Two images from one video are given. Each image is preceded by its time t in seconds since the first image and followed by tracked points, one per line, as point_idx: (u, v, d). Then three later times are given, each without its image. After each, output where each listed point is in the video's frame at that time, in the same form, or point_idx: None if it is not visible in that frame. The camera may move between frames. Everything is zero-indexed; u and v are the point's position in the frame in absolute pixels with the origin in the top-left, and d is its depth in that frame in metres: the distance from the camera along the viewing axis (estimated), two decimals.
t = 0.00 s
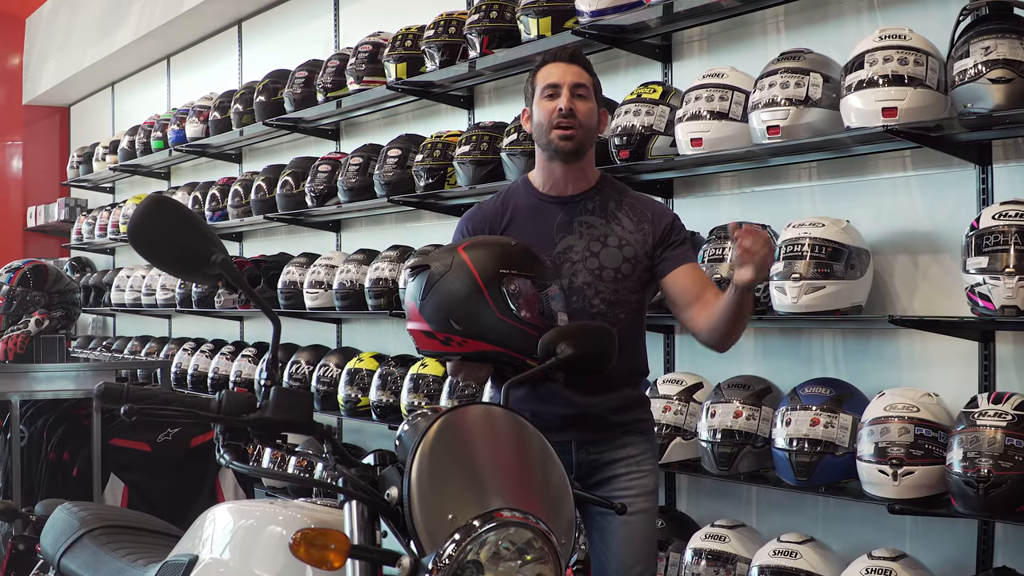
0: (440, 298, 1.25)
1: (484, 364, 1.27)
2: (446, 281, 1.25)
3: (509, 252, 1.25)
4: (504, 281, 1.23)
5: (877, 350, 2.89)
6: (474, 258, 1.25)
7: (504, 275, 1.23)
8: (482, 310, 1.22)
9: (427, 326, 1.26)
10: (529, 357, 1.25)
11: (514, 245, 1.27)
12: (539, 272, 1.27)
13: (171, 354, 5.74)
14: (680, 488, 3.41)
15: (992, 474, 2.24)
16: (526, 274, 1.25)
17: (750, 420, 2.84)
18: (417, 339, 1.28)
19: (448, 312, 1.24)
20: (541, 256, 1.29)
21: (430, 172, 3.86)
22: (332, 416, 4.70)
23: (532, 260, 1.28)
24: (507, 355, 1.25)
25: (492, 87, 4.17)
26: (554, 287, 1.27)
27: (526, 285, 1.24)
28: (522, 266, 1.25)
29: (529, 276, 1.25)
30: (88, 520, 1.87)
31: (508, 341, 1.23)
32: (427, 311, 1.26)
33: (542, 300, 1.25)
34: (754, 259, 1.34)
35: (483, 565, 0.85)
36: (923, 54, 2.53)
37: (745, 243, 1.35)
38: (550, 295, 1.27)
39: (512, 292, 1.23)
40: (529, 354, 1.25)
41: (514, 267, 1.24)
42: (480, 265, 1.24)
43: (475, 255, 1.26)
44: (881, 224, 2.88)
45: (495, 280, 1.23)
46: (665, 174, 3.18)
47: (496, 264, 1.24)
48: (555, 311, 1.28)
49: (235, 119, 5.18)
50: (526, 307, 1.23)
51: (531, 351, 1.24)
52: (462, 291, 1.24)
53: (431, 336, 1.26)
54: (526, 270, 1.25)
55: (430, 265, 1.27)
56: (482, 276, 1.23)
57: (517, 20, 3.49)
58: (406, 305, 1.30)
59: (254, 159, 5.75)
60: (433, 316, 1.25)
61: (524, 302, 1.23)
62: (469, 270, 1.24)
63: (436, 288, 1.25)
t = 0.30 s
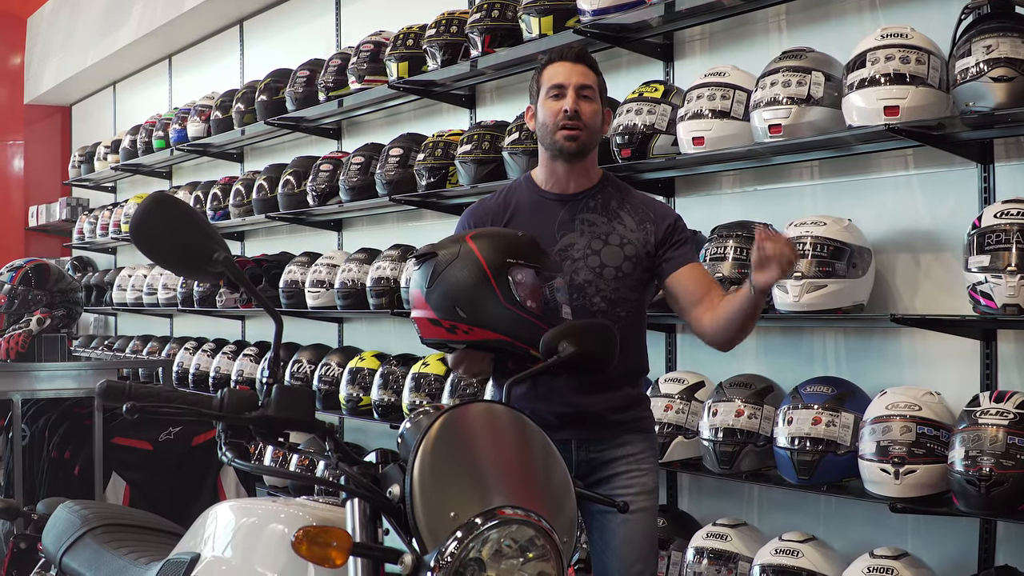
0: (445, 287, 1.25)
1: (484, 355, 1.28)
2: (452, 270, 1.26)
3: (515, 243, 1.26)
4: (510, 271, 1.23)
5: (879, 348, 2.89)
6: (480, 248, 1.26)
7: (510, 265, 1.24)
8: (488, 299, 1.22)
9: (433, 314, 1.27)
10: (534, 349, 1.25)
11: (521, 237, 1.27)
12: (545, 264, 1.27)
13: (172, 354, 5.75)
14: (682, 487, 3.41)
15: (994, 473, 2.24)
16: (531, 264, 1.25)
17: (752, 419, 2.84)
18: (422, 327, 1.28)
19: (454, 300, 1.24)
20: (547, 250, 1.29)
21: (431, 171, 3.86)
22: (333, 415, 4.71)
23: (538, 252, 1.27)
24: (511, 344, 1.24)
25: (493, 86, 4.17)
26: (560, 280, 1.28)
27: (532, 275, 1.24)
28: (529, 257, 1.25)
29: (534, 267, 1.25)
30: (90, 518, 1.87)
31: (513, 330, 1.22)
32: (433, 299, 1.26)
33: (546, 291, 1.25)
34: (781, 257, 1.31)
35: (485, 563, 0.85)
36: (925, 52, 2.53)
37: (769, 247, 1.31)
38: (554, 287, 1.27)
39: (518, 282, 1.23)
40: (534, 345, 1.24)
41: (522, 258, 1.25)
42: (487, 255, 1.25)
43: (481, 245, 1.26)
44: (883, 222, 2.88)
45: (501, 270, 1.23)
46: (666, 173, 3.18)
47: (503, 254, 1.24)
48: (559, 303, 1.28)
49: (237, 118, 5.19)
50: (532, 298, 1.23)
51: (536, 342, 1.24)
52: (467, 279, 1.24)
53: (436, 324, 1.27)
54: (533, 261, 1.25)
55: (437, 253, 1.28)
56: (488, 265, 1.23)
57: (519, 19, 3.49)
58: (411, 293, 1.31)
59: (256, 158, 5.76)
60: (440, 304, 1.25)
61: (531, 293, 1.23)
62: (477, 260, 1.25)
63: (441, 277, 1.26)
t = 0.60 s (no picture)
0: (448, 296, 1.25)
1: (487, 364, 1.28)
2: (454, 279, 1.26)
3: (517, 251, 1.26)
4: (512, 278, 1.23)
5: (880, 349, 2.89)
6: (483, 257, 1.26)
7: (513, 273, 1.24)
8: (490, 308, 1.22)
9: (436, 324, 1.26)
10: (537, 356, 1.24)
11: (521, 244, 1.28)
12: (546, 271, 1.27)
13: (173, 354, 5.75)
14: (683, 488, 3.41)
15: (994, 473, 2.24)
16: (534, 272, 1.25)
17: (752, 420, 2.83)
18: (425, 337, 1.28)
19: (457, 310, 1.24)
20: (547, 255, 1.30)
21: (432, 172, 3.86)
22: (334, 416, 4.71)
23: (539, 259, 1.28)
24: (514, 354, 1.24)
25: (494, 86, 4.16)
26: (560, 286, 1.28)
27: (534, 283, 1.24)
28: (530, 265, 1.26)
29: (535, 274, 1.26)
30: (90, 519, 1.87)
31: (516, 339, 1.22)
32: (436, 309, 1.26)
33: (548, 299, 1.26)
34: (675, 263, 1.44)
35: (485, 563, 0.85)
36: (926, 53, 2.53)
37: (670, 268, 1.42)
38: (555, 294, 1.27)
39: (521, 291, 1.23)
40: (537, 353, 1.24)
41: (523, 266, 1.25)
42: (490, 263, 1.25)
43: (484, 253, 1.26)
44: (883, 223, 2.88)
45: (503, 277, 1.23)
46: (666, 174, 3.18)
47: (505, 263, 1.25)
48: (560, 310, 1.28)
49: (237, 119, 5.19)
50: (534, 305, 1.23)
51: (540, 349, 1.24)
52: (470, 289, 1.24)
53: (439, 334, 1.26)
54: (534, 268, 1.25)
55: (440, 263, 1.28)
56: (492, 273, 1.24)
57: (519, 20, 3.49)
58: (414, 303, 1.31)
59: (256, 158, 5.76)
60: (443, 314, 1.25)
61: (532, 300, 1.23)
62: (479, 268, 1.25)
63: (444, 287, 1.26)
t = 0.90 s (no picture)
0: (437, 304, 1.26)
1: (479, 370, 1.28)
2: (444, 287, 1.26)
3: (505, 260, 1.26)
4: (500, 286, 1.23)
5: (881, 350, 2.89)
6: (472, 265, 1.26)
7: (501, 282, 1.23)
8: (478, 315, 1.22)
9: (425, 332, 1.27)
10: (526, 362, 1.25)
11: (512, 253, 1.28)
12: (535, 277, 1.26)
13: (174, 355, 5.75)
14: (684, 488, 3.41)
15: (996, 474, 2.23)
16: (523, 280, 1.25)
17: (753, 421, 2.83)
18: (416, 345, 1.29)
19: (445, 319, 1.24)
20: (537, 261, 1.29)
21: (433, 172, 3.86)
22: (334, 416, 4.71)
23: (529, 266, 1.27)
24: (501, 360, 1.25)
25: (495, 87, 4.16)
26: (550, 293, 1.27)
27: (522, 291, 1.24)
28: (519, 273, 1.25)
29: (524, 281, 1.25)
30: (91, 520, 1.87)
31: (503, 345, 1.23)
32: (425, 317, 1.26)
33: (537, 307, 1.25)
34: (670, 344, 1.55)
35: (486, 565, 0.85)
36: (927, 54, 2.53)
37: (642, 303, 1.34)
38: (545, 301, 1.26)
39: (509, 299, 1.23)
40: (525, 359, 1.25)
41: (512, 274, 1.25)
42: (479, 272, 1.25)
43: (472, 262, 1.26)
44: (885, 224, 2.88)
45: (491, 285, 1.23)
46: (667, 174, 3.17)
47: (494, 270, 1.24)
48: (550, 317, 1.27)
49: (238, 119, 5.19)
50: (521, 311, 1.23)
51: (528, 355, 1.24)
52: (458, 297, 1.24)
53: (429, 342, 1.27)
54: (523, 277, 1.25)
55: (429, 270, 1.28)
56: (479, 281, 1.23)
57: (521, 20, 3.49)
58: (405, 310, 1.31)
59: (257, 159, 5.76)
60: (432, 322, 1.26)
61: (520, 306, 1.23)
62: (468, 276, 1.25)
63: (433, 296, 1.26)
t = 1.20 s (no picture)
0: (435, 304, 1.26)
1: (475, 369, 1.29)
2: (441, 287, 1.26)
3: (503, 259, 1.25)
4: (497, 286, 1.23)
5: (881, 350, 2.89)
6: (470, 265, 1.26)
7: (499, 282, 1.23)
8: (476, 315, 1.23)
9: (423, 332, 1.27)
10: (524, 362, 1.26)
11: (508, 252, 1.27)
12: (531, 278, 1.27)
13: (174, 354, 5.75)
14: (684, 488, 3.41)
15: (996, 474, 2.23)
16: (520, 279, 1.25)
17: (754, 421, 2.83)
18: (413, 345, 1.30)
19: (443, 318, 1.25)
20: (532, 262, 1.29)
21: (433, 172, 3.86)
22: (335, 416, 4.71)
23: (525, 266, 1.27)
24: (500, 360, 1.26)
25: (495, 87, 4.16)
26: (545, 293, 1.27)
27: (519, 290, 1.24)
28: (518, 273, 1.25)
29: (522, 281, 1.25)
30: (91, 520, 1.87)
31: (501, 345, 1.23)
32: (423, 317, 1.27)
33: (533, 306, 1.25)
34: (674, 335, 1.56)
35: (487, 565, 0.85)
36: (927, 54, 2.53)
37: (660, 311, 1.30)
38: (541, 301, 1.27)
39: (506, 299, 1.23)
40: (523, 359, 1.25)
41: (510, 274, 1.24)
42: (476, 272, 1.24)
43: (470, 261, 1.26)
44: (885, 224, 2.88)
45: (488, 286, 1.23)
46: (667, 174, 3.18)
47: (491, 270, 1.24)
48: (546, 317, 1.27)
49: (239, 119, 5.20)
50: (517, 311, 1.23)
51: (526, 356, 1.25)
52: (455, 297, 1.24)
53: (428, 343, 1.27)
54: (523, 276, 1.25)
55: (426, 271, 1.28)
56: (477, 281, 1.23)
57: (521, 20, 3.49)
58: (403, 310, 1.32)
59: (258, 159, 5.76)
60: (429, 323, 1.26)
61: (516, 306, 1.23)
62: (465, 277, 1.25)
63: (431, 296, 1.26)
